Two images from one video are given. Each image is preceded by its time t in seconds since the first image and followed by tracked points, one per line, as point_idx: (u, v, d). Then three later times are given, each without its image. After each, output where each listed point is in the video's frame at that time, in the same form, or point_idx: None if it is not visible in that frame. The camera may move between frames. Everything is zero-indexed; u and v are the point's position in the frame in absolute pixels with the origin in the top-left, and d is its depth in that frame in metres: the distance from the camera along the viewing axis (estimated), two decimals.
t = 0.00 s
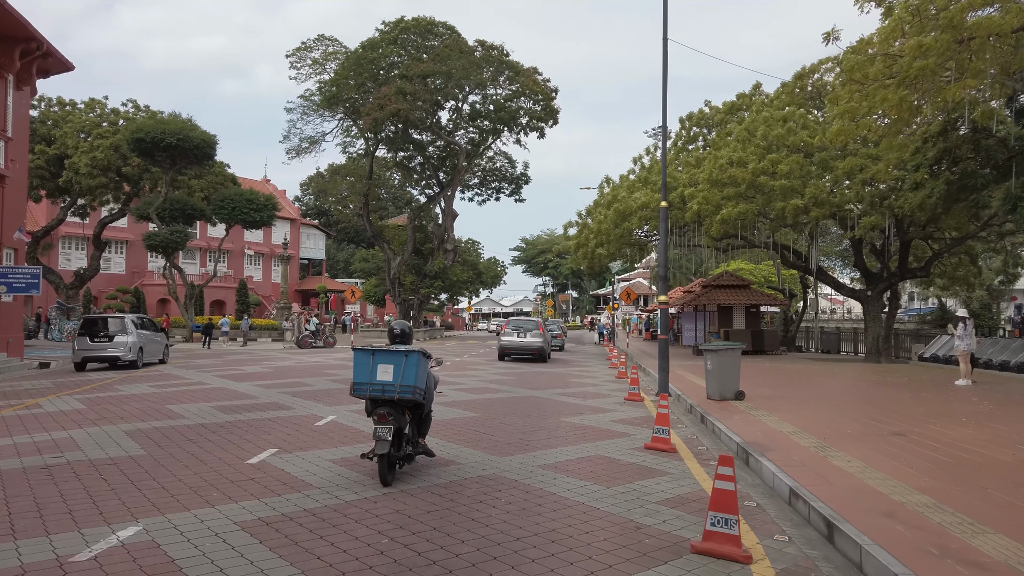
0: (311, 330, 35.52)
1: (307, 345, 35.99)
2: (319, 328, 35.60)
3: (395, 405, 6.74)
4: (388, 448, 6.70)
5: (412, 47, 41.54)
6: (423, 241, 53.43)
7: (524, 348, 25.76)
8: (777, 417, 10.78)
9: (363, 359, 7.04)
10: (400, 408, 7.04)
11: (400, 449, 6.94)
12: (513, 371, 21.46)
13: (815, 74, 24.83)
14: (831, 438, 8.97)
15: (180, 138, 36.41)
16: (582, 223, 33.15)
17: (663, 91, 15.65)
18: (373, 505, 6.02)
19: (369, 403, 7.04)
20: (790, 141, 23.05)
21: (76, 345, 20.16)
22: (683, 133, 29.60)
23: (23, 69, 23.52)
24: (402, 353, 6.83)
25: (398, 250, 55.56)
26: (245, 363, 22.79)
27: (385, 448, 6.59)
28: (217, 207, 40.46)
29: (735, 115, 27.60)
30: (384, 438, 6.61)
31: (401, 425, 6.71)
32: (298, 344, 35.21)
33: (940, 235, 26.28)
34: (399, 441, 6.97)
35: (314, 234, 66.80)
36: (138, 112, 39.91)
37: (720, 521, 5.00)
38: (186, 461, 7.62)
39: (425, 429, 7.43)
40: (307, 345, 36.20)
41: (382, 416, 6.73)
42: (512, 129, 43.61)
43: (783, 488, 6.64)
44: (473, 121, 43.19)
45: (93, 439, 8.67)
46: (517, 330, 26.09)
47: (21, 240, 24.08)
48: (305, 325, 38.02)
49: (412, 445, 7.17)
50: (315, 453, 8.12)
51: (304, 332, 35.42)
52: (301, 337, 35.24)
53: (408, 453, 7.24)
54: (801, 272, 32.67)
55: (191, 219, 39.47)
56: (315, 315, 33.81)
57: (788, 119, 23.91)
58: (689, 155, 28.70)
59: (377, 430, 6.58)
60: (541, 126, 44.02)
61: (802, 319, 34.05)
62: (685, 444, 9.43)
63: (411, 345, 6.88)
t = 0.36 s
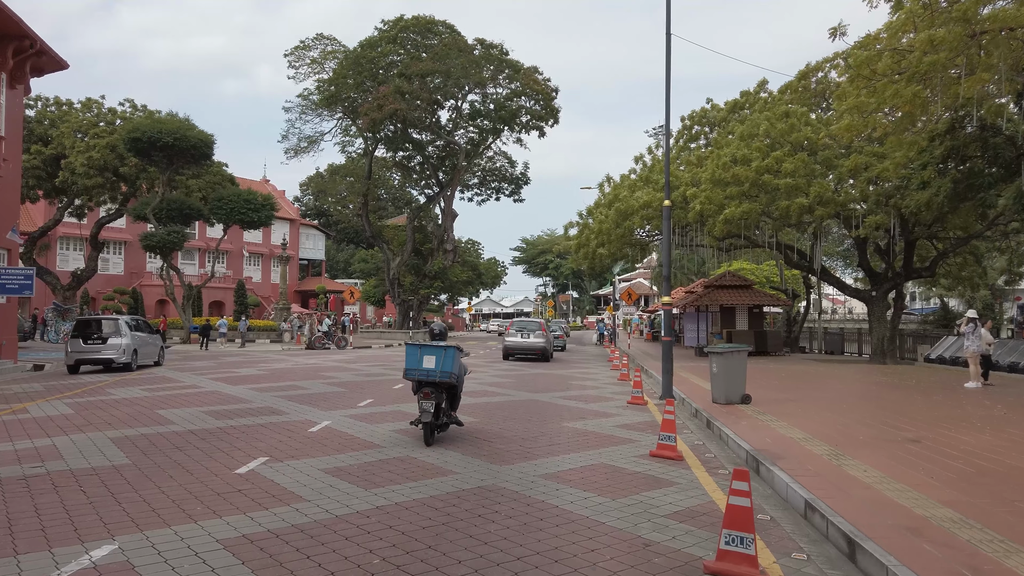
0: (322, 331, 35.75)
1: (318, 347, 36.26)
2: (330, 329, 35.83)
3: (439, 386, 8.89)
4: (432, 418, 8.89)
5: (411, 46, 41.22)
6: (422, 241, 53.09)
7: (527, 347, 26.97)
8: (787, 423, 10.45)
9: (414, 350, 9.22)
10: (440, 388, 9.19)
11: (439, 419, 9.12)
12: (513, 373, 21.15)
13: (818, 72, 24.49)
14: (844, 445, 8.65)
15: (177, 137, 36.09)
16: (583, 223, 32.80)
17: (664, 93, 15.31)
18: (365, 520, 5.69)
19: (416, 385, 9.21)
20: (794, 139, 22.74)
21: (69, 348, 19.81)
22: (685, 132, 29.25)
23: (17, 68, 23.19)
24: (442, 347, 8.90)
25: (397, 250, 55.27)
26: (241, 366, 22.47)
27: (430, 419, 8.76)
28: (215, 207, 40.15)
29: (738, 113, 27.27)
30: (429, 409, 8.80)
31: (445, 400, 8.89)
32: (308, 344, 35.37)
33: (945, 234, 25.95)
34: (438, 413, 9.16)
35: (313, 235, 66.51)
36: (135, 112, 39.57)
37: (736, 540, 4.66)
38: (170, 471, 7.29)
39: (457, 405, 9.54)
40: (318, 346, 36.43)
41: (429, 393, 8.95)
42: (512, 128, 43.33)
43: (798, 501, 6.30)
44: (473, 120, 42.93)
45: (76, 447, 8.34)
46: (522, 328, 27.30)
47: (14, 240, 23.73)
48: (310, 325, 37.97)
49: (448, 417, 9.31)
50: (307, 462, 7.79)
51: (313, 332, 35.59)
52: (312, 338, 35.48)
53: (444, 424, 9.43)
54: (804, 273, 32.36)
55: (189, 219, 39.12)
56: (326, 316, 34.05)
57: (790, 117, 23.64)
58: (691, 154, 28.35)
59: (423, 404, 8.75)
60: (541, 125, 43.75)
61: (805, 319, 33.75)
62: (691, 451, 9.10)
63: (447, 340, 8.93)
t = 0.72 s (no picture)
0: (339, 331, 36.02)
1: (334, 346, 36.56)
2: (347, 329, 36.17)
3: (470, 370, 10.93)
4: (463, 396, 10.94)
5: (414, 43, 40.86)
6: (425, 241, 52.69)
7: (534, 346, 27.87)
8: (801, 426, 10.09)
9: (448, 341, 11.23)
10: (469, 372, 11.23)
11: (467, 397, 11.13)
12: (517, 374, 20.80)
13: (826, 68, 24.13)
14: (863, 450, 8.28)
15: (177, 136, 35.77)
16: (587, 221, 32.41)
17: (674, 90, 14.97)
18: (360, 531, 5.33)
19: (448, 369, 11.26)
20: (804, 135, 22.34)
21: (65, 348, 19.49)
22: (691, 129, 28.84)
23: (14, 65, 22.87)
24: (470, 339, 10.90)
25: (400, 249, 54.97)
26: (241, 366, 22.14)
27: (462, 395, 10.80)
28: (216, 206, 39.82)
29: (745, 111, 26.84)
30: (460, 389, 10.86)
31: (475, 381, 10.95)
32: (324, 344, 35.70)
33: (955, 233, 25.56)
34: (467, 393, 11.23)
35: (315, 234, 66.23)
36: (137, 110, 39.26)
37: (757, 555, 4.29)
38: (158, 477, 6.93)
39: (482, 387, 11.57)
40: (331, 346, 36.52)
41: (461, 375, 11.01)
42: (516, 126, 43.02)
43: (821, 510, 5.94)
44: (476, 119, 42.64)
45: (62, 451, 7.99)
46: (528, 329, 28.51)
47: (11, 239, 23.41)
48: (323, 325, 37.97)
49: (475, 396, 11.35)
50: (302, 467, 7.44)
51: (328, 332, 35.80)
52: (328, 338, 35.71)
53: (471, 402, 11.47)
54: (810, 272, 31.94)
55: (190, 218, 38.81)
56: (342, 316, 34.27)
57: (800, 112, 23.25)
58: (698, 151, 27.95)
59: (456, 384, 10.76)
60: (545, 124, 43.40)
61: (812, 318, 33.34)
62: (703, 455, 8.73)
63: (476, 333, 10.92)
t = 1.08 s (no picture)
0: (352, 331, 35.81)
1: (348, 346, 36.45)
2: (361, 329, 35.68)
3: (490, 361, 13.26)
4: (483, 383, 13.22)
5: (415, 41, 40.50)
6: (426, 240, 52.32)
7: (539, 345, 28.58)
8: (813, 430, 9.71)
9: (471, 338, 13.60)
10: (488, 364, 13.54)
11: (487, 385, 13.41)
12: (518, 374, 20.43)
13: (833, 62, 23.77)
14: (881, 456, 7.90)
15: (176, 134, 35.47)
16: (590, 220, 32.02)
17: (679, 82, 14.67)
18: (349, 546, 4.99)
19: (472, 360, 13.60)
20: (811, 131, 21.94)
21: (60, 348, 19.18)
22: (695, 126, 28.48)
23: (9, 60, 22.53)
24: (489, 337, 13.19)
25: (401, 248, 54.62)
26: (239, 366, 21.82)
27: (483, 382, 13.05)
28: (215, 205, 39.51)
29: (750, 108, 26.46)
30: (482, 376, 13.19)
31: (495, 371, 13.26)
32: (337, 344, 35.71)
33: (964, 231, 25.15)
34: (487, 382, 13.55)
35: (317, 233, 65.98)
36: (136, 108, 38.94)
37: None
38: (140, 485, 6.60)
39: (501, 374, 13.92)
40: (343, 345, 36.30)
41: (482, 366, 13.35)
42: (518, 124, 42.71)
43: (842, 523, 5.57)
44: (478, 117, 42.35)
45: (42, 457, 7.66)
46: (533, 329, 29.35)
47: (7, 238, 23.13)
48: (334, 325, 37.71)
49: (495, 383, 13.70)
50: (292, 475, 7.09)
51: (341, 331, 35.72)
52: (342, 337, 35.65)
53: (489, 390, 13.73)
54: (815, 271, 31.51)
55: (189, 217, 38.44)
56: (355, 318, 33.96)
57: (808, 107, 22.90)
58: (702, 148, 27.58)
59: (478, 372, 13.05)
60: (547, 122, 43.08)
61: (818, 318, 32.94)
62: (712, 461, 8.37)
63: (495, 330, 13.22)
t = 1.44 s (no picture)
0: (367, 331, 35.69)
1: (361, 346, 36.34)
2: (375, 329, 35.51)
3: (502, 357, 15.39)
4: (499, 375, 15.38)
5: (415, 39, 40.14)
6: (428, 239, 51.99)
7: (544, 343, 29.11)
8: (824, 434, 9.35)
9: (488, 334, 15.64)
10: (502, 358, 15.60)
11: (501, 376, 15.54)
12: (519, 375, 20.08)
13: (839, 58, 23.42)
14: (896, 461, 7.54)
15: (174, 133, 35.09)
16: (593, 219, 31.63)
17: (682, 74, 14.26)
18: (331, 563, 4.64)
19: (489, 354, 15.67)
20: (817, 128, 21.54)
21: (53, 349, 18.85)
22: (699, 123, 28.09)
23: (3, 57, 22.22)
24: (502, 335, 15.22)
25: (403, 248, 54.26)
26: (236, 367, 21.49)
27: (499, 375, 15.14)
28: (213, 205, 39.07)
29: (754, 104, 26.09)
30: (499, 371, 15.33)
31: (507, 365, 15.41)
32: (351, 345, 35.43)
33: (972, 229, 24.75)
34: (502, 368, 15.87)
35: (319, 233, 65.73)
36: (136, 107, 38.63)
37: None
38: (116, 495, 6.25)
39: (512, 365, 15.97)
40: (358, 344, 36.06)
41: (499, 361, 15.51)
42: (520, 122, 42.42)
43: (859, 536, 5.22)
44: (479, 115, 42.05)
45: (18, 464, 7.33)
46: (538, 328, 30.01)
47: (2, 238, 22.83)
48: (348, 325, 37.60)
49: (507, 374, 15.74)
50: (278, 483, 6.74)
51: (355, 331, 35.50)
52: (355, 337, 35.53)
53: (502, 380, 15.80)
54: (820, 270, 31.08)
55: (188, 216, 38.09)
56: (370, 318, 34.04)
57: (815, 103, 22.50)
58: (707, 145, 27.18)
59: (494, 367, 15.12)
60: (549, 120, 42.78)
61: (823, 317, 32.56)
62: (719, 467, 8.00)
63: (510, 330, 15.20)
